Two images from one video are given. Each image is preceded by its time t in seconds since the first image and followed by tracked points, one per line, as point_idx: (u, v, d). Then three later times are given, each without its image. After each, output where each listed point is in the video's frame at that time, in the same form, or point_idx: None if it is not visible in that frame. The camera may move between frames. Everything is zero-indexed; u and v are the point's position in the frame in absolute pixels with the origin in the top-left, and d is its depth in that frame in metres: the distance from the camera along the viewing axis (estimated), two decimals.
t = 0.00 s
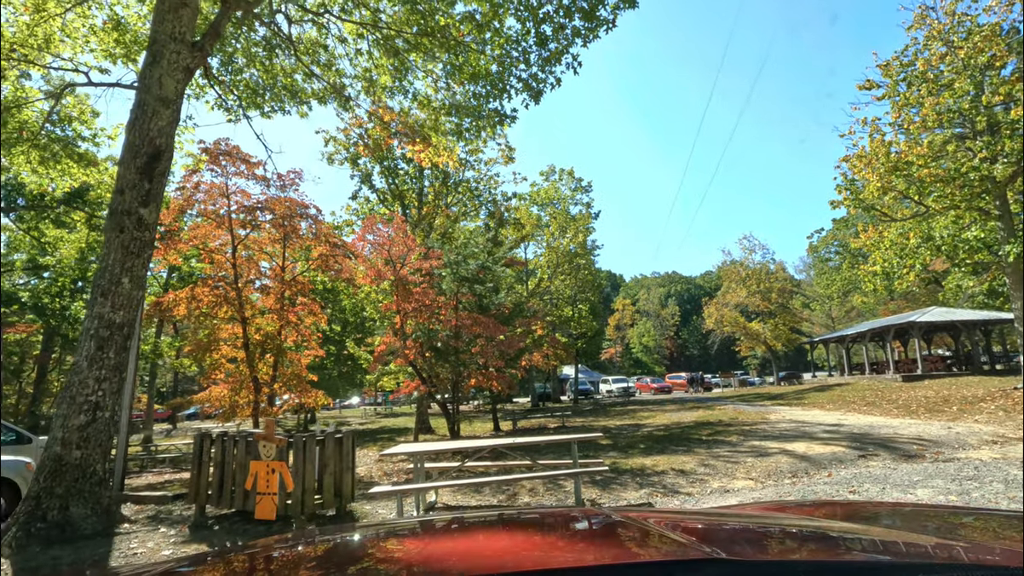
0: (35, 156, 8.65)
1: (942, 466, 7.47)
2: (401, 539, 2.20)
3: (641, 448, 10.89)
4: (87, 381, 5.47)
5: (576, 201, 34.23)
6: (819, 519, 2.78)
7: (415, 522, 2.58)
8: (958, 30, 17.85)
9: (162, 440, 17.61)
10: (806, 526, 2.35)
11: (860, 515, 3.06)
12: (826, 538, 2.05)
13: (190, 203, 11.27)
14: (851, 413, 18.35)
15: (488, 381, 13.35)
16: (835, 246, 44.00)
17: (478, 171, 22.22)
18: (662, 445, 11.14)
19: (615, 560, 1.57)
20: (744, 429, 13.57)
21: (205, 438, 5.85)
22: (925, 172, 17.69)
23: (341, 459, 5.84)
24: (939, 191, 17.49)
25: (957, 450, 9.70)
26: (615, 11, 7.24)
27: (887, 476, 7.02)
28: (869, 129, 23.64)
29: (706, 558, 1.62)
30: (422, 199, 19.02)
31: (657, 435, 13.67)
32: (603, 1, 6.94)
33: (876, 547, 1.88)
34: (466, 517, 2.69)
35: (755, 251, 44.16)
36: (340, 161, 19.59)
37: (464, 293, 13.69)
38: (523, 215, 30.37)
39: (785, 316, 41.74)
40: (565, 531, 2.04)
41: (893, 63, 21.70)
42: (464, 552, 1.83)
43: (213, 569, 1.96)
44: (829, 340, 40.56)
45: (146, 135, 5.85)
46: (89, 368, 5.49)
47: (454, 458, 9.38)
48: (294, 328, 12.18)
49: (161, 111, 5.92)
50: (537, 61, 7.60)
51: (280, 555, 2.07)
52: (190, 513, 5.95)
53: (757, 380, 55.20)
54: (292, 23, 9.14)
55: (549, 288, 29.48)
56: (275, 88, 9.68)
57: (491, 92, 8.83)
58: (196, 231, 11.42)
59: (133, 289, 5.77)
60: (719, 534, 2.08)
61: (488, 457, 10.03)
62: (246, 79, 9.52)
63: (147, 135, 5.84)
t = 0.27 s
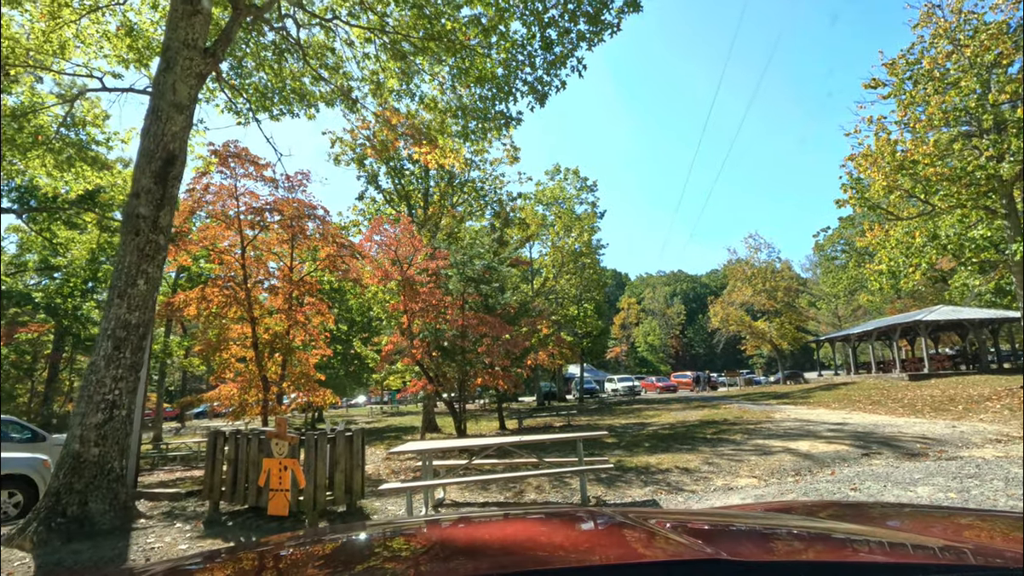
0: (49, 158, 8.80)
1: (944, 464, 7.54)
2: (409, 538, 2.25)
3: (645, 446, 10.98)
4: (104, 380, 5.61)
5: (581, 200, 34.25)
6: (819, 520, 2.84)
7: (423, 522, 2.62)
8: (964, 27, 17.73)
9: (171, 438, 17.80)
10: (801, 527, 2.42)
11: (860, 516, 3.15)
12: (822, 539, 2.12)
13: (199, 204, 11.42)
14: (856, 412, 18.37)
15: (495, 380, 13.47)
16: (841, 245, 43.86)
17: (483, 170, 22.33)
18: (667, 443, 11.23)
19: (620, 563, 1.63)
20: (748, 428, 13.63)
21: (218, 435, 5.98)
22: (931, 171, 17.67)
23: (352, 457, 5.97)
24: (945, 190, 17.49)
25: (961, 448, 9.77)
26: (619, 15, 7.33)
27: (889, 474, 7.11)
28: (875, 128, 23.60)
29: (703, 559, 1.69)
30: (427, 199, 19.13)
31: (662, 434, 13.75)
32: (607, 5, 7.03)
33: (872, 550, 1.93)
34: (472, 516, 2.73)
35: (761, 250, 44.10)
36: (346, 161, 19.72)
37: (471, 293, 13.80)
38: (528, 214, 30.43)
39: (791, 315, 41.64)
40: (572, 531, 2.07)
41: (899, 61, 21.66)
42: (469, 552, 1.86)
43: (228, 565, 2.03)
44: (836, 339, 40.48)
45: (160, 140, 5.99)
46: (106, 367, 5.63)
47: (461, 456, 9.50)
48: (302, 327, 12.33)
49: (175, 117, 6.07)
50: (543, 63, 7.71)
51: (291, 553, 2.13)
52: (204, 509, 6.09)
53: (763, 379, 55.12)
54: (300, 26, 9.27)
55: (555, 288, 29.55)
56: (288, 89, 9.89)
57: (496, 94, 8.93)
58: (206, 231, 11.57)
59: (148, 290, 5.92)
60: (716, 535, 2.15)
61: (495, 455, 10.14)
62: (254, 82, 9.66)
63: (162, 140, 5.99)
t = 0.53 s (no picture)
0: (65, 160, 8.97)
1: (947, 463, 7.60)
2: (415, 538, 2.32)
3: (651, 445, 11.07)
4: (121, 379, 5.76)
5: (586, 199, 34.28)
6: (820, 521, 2.91)
7: (430, 521, 2.70)
8: (972, 25, 17.65)
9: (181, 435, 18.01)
10: (805, 528, 2.44)
11: (858, 514, 3.24)
12: (826, 539, 2.13)
13: (209, 205, 11.57)
14: (862, 411, 18.39)
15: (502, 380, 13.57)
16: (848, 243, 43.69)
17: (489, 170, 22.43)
18: (672, 442, 11.32)
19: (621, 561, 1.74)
20: (753, 427, 13.69)
21: (232, 434, 6.13)
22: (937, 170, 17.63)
23: (362, 454, 6.13)
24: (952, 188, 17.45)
25: (965, 447, 9.81)
26: (624, 19, 7.42)
27: (891, 472, 7.17)
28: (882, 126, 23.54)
29: (703, 560, 1.77)
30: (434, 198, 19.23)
31: (667, 432, 13.82)
32: (612, 9, 7.12)
33: (876, 549, 1.94)
34: (480, 514, 2.80)
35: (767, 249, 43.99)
36: (353, 162, 19.84)
37: (477, 293, 13.91)
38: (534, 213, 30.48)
39: (797, 314, 41.54)
40: (578, 531, 2.17)
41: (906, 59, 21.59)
42: (476, 550, 1.95)
43: (235, 565, 2.09)
44: (842, 338, 40.37)
45: (174, 144, 6.14)
46: (123, 366, 5.78)
47: (468, 454, 9.61)
48: (310, 327, 12.49)
49: (188, 121, 6.21)
50: (549, 67, 7.81)
51: (297, 555, 2.19)
52: (218, 505, 6.26)
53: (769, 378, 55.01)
54: (309, 31, 9.40)
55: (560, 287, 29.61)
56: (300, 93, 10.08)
57: (503, 97, 9.04)
58: (216, 232, 11.72)
59: (164, 291, 6.06)
60: (717, 536, 2.19)
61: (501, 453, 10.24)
62: (264, 85, 9.80)
63: (176, 144, 6.13)
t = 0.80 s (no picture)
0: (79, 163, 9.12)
1: (950, 463, 7.66)
2: (423, 536, 2.40)
3: (656, 444, 11.16)
4: (138, 378, 5.91)
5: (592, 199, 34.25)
6: (825, 521, 2.96)
7: (438, 521, 2.77)
8: (978, 23, 17.61)
9: (190, 434, 18.19)
10: (806, 528, 2.54)
11: (858, 511, 3.33)
12: (831, 542, 2.18)
13: (218, 207, 11.72)
14: (868, 410, 18.40)
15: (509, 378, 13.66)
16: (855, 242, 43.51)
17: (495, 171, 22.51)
18: (677, 441, 11.39)
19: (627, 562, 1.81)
20: (759, 427, 13.72)
21: (244, 432, 6.27)
22: (944, 169, 17.58)
23: (372, 451, 6.23)
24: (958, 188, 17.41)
25: (970, 446, 9.86)
26: (629, 23, 7.51)
27: (895, 471, 7.24)
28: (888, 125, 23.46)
29: (704, 560, 1.84)
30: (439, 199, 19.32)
31: (673, 432, 13.89)
32: (617, 13, 7.21)
33: (879, 550, 2.06)
34: (490, 513, 2.85)
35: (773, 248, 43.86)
36: (359, 162, 19.95)
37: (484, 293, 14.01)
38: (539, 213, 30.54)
39: (804, 313, 41.43)
40: (584, 531, 2.26)
41: (912, 57, 21.52)
42: (483, 550, 2.02)
43: (245, 565, 2.13)
44: (850, 338, 40.18)
45: (188, 149, 6.27)
46: (139, 366, 5.94)
47: (475, 453, 9.71)
48: (318, 327, 12.60)
49: (202, 127, 6.34)
50: (554, 70, 7.90)
51: (304, 554, 2.24)
52: (232, 501, 6.40)
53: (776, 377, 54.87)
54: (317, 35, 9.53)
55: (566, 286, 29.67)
56: (304, 97, 10.17)
57: (509, 100, 9.14)
58: (225, 233, 11.86)
59: (178, 292, 6.19)
60: (720, 536, 2.29)
61: (507, 452, 10.34)
62: (273, 89, 9.94)
63: (190, 150, 6.27)
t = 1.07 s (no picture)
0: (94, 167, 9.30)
1: (954, 462, 7.73)
2: (430, 535, 2.52)
3: (662, 444, 11.25)
4: (154, 377, 6.07)
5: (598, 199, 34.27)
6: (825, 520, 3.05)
7: (447, 520, 2.88)
8: (986, 22, 17.56)
9: (201, 433, 18.41)
10: (806, 528, 2.64)
11: (857, 510, 3.43)
12: (831, 544, 2.27)
13: (229, 209, 11.89)
14: (875, 410, 18.40)
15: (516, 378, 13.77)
16: (862, 242, 43.35)
17: (501, 172, 22.61)
18: (683, 441, 11.48)
19: (635, 562, 1.89)
20: (764, 427, 13.78)
21: (258, 432, 6.44)
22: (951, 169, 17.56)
23: (382, 451, 6.36)
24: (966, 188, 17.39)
25: (974, 446, 9.90)
26: (634, 28, 7.61)
27: (898, 470, 7.32)
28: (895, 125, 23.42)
29: (705, 560, 1.92)
30: (446, 200, 19.44)
31: (678, 431, 13.96)
32: (622, 19, 7.31)
33: (886, 551, 2.15)
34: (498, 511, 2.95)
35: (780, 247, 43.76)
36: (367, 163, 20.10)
37: (491, 294, 14.11)
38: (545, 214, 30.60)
39: (811, 313, 41.31)
40: (592, 531, 2.36)
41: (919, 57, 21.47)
42: (490, 548, 2.13)
43: (257, 562, 2.27)
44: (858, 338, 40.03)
45: (203, 154, 6.43)
46: (155, 366, 6.09)
47: (483, 452, 9.82)
48: (327, 328, 12.74)
49: (216, 132, 6.49)
50: (560, 74, 8.01)
51: (315, 551, 2.37)
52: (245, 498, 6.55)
53: (782, 377, 54.72)
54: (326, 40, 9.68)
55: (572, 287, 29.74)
56: (314, 100, 10.31)
57: (516, 103, 9.25)
58: (235, 235, 12.02)
59: (193, 294, 6.34)
60: (720, 535, 2.38)
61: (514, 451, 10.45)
62: (283, 92, 10.09)
63: (205, 155, 6.42)
